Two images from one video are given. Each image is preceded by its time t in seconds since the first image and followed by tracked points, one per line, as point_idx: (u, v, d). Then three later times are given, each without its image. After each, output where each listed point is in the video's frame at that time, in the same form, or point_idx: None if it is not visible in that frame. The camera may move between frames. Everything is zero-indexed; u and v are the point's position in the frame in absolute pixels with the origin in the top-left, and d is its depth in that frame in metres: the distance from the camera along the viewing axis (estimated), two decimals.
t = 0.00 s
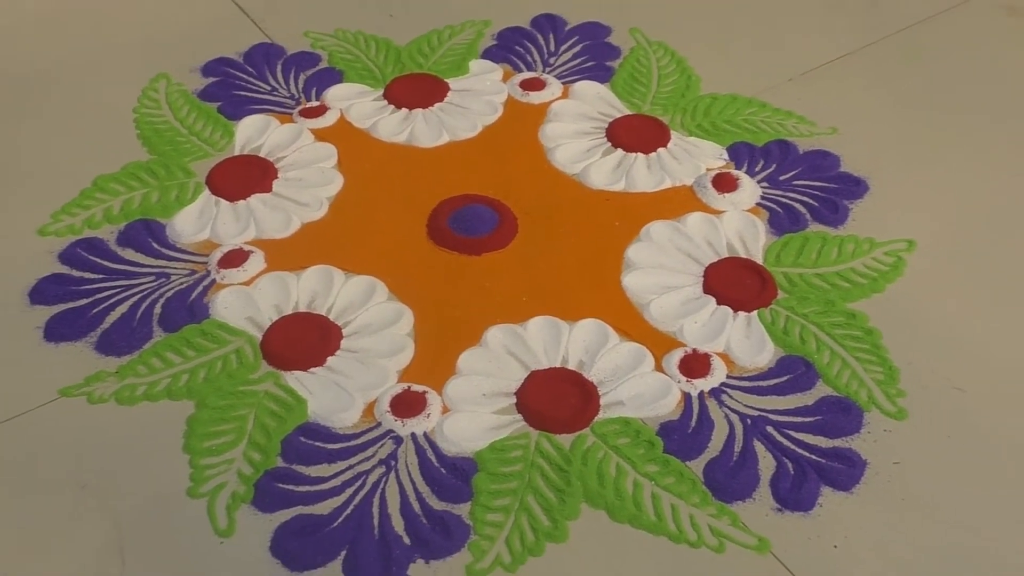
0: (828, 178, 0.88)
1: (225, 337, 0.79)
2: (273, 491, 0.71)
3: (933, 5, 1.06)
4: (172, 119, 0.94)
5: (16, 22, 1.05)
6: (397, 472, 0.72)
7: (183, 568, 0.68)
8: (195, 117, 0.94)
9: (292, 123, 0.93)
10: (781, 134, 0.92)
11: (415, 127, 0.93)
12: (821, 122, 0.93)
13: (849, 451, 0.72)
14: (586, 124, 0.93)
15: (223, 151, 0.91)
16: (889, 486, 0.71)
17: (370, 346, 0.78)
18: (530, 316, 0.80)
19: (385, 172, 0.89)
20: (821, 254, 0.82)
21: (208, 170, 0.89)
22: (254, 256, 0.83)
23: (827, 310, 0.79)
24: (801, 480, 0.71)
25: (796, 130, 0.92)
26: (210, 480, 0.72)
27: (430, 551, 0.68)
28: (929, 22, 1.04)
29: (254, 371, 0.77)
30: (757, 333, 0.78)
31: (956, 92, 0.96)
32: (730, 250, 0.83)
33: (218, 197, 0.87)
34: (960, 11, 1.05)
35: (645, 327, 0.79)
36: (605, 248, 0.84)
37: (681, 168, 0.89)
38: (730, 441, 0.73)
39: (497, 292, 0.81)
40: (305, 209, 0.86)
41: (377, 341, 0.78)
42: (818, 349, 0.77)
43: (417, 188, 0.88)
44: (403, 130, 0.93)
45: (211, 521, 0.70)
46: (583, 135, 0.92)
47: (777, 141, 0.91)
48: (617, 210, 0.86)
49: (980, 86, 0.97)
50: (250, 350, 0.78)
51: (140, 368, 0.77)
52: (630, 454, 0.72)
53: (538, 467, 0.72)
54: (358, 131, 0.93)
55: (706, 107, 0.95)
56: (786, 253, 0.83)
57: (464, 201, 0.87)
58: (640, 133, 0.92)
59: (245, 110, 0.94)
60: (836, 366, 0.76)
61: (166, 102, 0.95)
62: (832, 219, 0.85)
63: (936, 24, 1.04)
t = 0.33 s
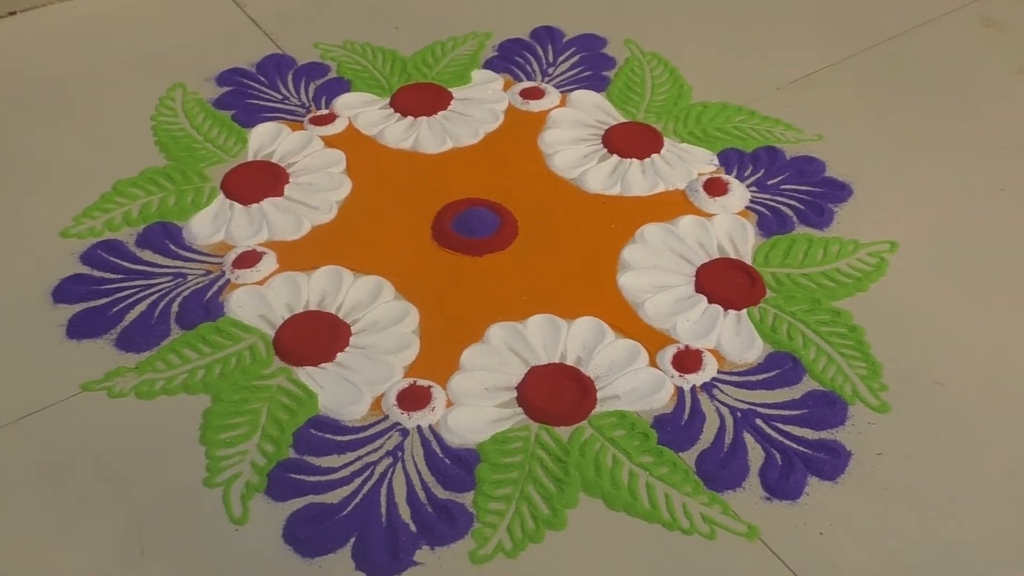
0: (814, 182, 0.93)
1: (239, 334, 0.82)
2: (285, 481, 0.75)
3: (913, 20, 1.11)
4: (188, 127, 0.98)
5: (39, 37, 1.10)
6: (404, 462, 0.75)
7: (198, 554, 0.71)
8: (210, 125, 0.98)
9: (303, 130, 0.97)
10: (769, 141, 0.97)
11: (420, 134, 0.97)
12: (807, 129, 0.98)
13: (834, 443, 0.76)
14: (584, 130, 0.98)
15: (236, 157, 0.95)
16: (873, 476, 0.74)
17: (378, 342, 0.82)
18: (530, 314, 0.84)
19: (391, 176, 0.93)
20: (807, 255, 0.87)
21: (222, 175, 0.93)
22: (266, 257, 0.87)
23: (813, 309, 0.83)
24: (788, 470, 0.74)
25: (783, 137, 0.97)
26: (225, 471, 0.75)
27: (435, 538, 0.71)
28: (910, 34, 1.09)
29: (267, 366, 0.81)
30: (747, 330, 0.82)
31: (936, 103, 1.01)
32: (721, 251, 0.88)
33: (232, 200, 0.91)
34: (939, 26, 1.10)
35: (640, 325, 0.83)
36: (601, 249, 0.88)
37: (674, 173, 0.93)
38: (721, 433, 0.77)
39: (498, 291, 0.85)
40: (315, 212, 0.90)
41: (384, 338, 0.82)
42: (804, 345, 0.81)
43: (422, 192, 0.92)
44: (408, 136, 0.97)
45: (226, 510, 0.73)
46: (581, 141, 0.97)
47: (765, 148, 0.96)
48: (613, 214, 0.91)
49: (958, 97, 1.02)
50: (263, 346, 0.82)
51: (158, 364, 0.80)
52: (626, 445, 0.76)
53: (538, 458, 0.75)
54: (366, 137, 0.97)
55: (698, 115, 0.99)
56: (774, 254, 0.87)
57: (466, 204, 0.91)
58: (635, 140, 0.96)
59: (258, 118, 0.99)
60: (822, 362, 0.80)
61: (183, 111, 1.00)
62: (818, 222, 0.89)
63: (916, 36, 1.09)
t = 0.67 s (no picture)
0: (803, 187, 0.98)
1: (257, 334, 0.86)
2: (302, 473, 0.78)
3: (894, 35, 1.18)
4: (207, 136, 1.03)
5: (63, 51, 1.15)
6: (415, 455, 0.79)
7: (219, 544, 0.74)
8: (228, 135, 1.03)
9: (316, 139, 1.03)
10: (759, 148, 1.02)
11: (428, 143, 1.02)
12: (796, 137, 1.03)
13: (824, 435, 0.80)
14: (583, 139, 1.03)
15: (252, 164, 1.00)
16: (862, 467, 0.78)
17: (388, 341, 0.86)
18: (533, 314, 0.88)
19: (401, 184, 0.98)
20: (797, 257, 0.91)
21: (240, 182, 0.98)
22: (282, 260, 0.91)
23: (803, 307, 0.87)
24: (781, 462, 0.78)
25: (773, 144, 1.02)
26: (245, 464, 0.78)
27: (445, 528, 0.75)
28: (890, 48, 1.16)
29: (283, 364, 0.84)
30: (740, 328, 0.86)
31: (919, 114, 1.06)
32: (715, 253, 0.92)
33: (249, 206, 0.96)
34: (921, 43, 1.16)
35: (638, 323, 0.87)
36: (600, 252, 0.92)
37: (669, 179, 0.98)
38: (717, 426, 0.81)
39: (502, 292, 0.89)
40: (328, 217, 0.95)
41: (395, 337, 0.86)
42: (795, 342, 0.85)
43: (430, 199, 0.97)
44: (416, 145, 1.02)
45: (246, 501, 0.77)
46: (580, 149, 1.02)
47: (756, 155, 1.01)
48: (611, 218, 0.95)
49: (940, 108, 1.07)
50: (280, 345, 0.86)
51: (180, 363, 0.84)
52: (625, 439, 0.80)
53: (542, 451, 0.79)
54: (376, 146, 1.02)
55: (691, 123, 1.05)
56: (766, 255, 0.92)
57: (472, 210, 0.96)
58: (632, 147, 1.02)
59: (273, 127, 1.04)
60: (812, 358, 0.84)
61: (201, 122, 1.05)
62: (807, 225, 0.94)
63: (897, 50, 1.15)
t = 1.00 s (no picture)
0: (791, 194, 1.03)
1: (273, 334, 0.91)
2: (316, 467, 0.82)
3: (875, 49, 1.23)
4: (224, 146, 1.08)
5: (84, 67, 1.20)
6: (424, 449, 0.83)
7: (238, 534, 0.78)
8: (244, 145, 1.08)
9: (327, 149, 1.08)
10: (749, 156, 1.07)
11: (434, 153, 1.07)
12: (784, 145, 1.09)
13: (812, 429, 0.84)
14: (582, 148, 1.08)
15: (268, 172, 1.05)
16: (849, 459, 0.82)
17: (398, 341, 0.90)
18: (535, 314, 0.92)
19: (408, 191, 1.03)
20: (785, 260, 0.96)
21: (255, 190, 1.03)
22: (296, 264, 0.96)
23: (792, 307, 0.92)
24: (772, 455, 0.82)
25: (763, 152, 1.08)
26: (262, 459, 0.82)
27: (453, 518, 0.79)
28: (871, 61, 1.22)
29: (298, 363, 0.89)
30: (732, 327, 0.91)
31: (900, 124, 1.12)
32: (708, 256, 0.97)
33: (265, 212, 1.00)
34: (902, 57, 1.22)
35: (635, 323, 0.92)
36: (599, 256, 0.97)
37: (663, 186, 1.03)
38: (710, 420, 0.85)
39: (506, 293, 0.94)
40: (339, 223, 1.00)
41: (404, 337, 0.91)
42: (784, 341, 0.90)
43: (436, 206, 1.02)
44: (423, 154, 1.07)
45: (263, 494, 0.80)
46: (579, 158, 1.07)
47: (746, 163, 1.06)
48: (609, 223, 1.00)
49: (921, 119, 1.12)
50: (295, 345, 0.90)
51: (200, 362, 0.89)
52: (624, 433, 0.84)
53: (545, 445, 0.83)
54: (385, 155, 1.07)
55: (684, 132, 1.10)
56: (756, 258, 0.96)
57: (476, 216, 1.01)
58: (628, 155, 1.07)
59: (287, 138, 1.09)
60: (800, 355, 0.89)
61: (218, 133, 1.10)
62: (795, 229, 0.99)
63: (879, 63, 1.21)
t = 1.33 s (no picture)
0: (779, 201, 1.08)
1: (289, 333, 0.95)
2: (329, 459, 0.86)
3: (859, 63, 1.29)
4: (242, 155, 1.13)
5: (106, 79, 1.26)
6: (432, 443, 0.87)
7: (256, 521, 0.82)
8: (261, 153, 1.14)
9: (339, 157, 1.13)
10: (740, 165, 1.13)
11: (441, 161, 1.13)
12: (772, 155, 1.14)
13: (800, 424, 0.89)
14: (581, 157, 1.13)
15: (284, 179, 1.10)
16: (834, 452, 0.87)
17: (407, 339, 0.95)
18: (537, 315, 0.97)
19: (416, 199, 1.08)
20: (774, 263, 1.01)
21: (272, 196, 1.08)
22: (310, 267, 1.01)
23: (780, 308, 0.97)
24: (761, 448, 0.87)
25: (752, 162, 1.13)
26: (278, 451, 0.87)
27: (459, 508, 0.83)
28: (856, 75, 1.27)
29: (312, 360, 0.93)
30: (724, 327, 0.96)
31: (883, 136, 1.17)
32: (700, 259, 1.02)
33: (281, 217, 1.06)
34: (885, 72, 1.28)
35: (632, 322, 0.97)
36: (597, 259, 1.02)
37: (658, 193, 1.09)
38: (703, 415, 0.90)
39: (509, 295, 0.99)
40: (351, 228, 1.05)
41: (413, 335, 0.95)
42: (773, 340, 0.95)
43: (442, 212, 1.07)
44: (430, 163, 1.13)
45: (279, 485, 0.85)
46: (578, 166, 1.12)
47: (737, 171, 1.12)
48: (607, 228, 1.05)
49: (902, 131, 1.18)
50: (309, 343, 0.95)
51: (219, 359, 0.93)
52: (621, 427, 0.89)
53: (546, 439, 0.88)
54: (394, 164, 1.12)
55: (679, 142, 1.16)
56: (746, 262, 1.02)
57: (481, 222, 1.06)
58: (625, 164, 1.12)
59: (301, 147, 1.14)
60: (788, 354, 0.94)
61: (236, 142, 1.15)
62: (783, 234, 1.04)
63: (863, 78, 1.27)
